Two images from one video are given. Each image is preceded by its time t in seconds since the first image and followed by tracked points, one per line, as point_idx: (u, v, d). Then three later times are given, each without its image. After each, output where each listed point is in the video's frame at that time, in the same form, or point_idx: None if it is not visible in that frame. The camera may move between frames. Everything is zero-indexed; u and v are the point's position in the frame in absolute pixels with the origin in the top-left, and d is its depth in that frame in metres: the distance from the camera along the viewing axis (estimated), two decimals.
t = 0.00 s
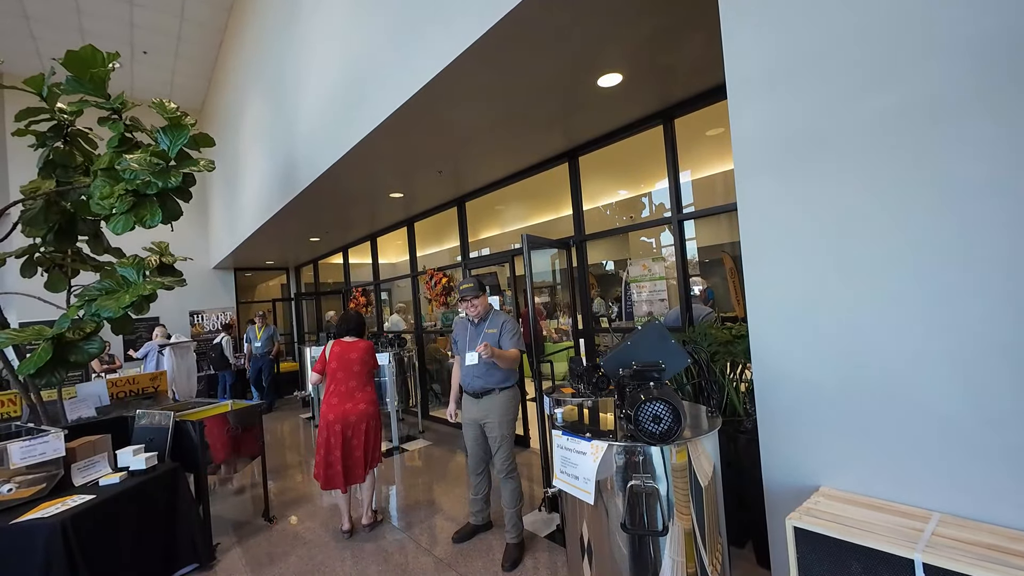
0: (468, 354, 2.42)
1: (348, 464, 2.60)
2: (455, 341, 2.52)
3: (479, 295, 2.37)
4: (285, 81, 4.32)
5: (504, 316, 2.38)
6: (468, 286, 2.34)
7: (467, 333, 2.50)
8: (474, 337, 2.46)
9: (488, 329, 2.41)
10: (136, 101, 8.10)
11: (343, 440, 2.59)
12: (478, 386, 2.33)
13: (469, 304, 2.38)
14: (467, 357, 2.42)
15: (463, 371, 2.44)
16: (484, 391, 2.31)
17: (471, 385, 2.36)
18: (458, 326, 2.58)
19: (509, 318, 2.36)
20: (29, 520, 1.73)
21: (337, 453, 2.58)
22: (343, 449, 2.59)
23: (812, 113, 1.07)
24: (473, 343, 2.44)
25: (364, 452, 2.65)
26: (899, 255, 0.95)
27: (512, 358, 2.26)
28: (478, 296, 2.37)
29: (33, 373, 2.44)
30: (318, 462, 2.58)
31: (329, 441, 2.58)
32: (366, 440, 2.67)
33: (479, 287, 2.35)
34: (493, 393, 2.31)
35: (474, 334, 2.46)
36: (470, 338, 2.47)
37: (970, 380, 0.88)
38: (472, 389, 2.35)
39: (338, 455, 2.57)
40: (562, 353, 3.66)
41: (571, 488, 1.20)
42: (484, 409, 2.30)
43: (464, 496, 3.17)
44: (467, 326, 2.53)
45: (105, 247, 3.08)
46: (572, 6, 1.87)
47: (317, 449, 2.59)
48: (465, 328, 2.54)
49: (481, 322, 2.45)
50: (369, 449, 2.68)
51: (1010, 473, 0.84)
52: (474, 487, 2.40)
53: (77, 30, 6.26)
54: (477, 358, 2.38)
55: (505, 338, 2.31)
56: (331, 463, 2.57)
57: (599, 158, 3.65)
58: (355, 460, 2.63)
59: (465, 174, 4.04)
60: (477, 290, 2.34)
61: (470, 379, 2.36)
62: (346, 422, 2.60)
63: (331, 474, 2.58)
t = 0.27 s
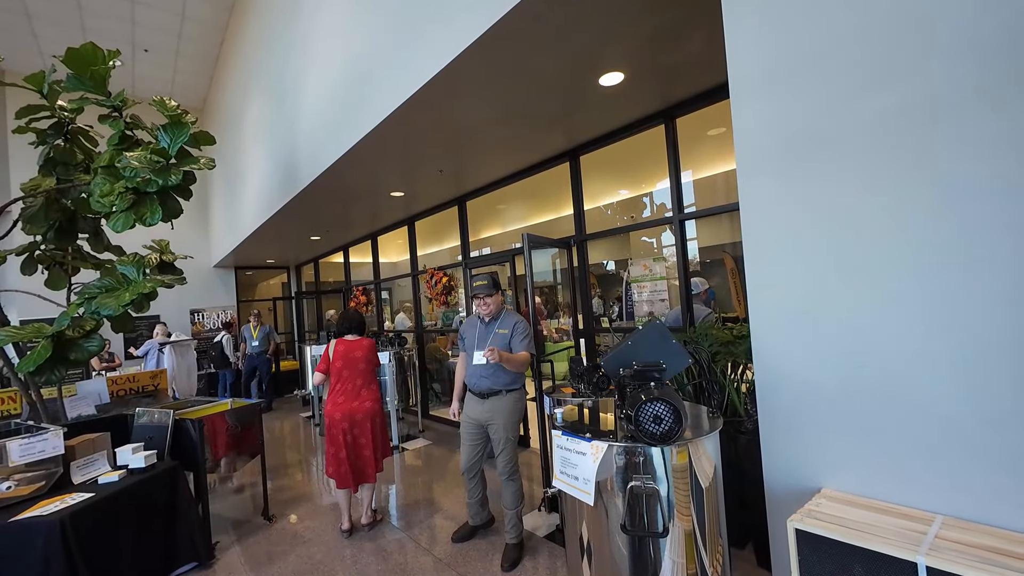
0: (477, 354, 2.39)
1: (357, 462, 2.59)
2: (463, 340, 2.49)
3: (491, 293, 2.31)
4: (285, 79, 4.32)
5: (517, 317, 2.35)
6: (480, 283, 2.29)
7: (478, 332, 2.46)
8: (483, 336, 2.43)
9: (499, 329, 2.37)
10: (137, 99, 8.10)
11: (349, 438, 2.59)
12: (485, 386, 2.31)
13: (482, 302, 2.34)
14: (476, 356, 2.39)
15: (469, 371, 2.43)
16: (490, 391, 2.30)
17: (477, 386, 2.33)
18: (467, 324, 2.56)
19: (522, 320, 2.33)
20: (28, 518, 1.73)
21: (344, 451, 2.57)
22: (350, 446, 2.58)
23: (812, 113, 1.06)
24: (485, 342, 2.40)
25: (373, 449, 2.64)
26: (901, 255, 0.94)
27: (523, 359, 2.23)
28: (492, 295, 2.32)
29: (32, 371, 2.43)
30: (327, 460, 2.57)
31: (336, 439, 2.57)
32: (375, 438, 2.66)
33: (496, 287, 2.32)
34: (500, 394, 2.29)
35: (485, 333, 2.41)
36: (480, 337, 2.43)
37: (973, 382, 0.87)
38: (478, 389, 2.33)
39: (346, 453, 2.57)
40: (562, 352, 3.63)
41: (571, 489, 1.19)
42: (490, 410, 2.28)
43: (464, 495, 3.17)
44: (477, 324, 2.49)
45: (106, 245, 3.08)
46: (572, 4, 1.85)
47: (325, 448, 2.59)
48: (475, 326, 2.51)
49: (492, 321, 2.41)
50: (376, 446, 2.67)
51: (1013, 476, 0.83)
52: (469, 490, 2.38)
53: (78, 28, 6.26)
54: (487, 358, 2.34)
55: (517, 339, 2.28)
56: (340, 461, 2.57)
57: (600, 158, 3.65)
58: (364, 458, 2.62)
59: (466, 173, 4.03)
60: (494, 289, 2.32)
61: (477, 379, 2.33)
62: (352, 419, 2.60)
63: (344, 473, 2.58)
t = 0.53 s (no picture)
0: (479, 354, 2.31)
1: (358, 462, 2.59)
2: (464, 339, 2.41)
3: (497, 293, 2.28)
4: (287, 78, 4.31)
5: (522, 318, 2.26)
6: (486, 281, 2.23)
7: (480, 332, 2.36)
8: (485, 336, 2.34)
9: (502, 329, 2.29)
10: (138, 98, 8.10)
11: (351, 438, 2.59)
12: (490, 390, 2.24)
13: (485, 300, 2.28)
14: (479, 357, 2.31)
15: (471, 371, 2.37)
16: (494, 394, 2.23)
17: (481, 389, 2.26)
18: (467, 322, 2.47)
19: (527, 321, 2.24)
20: (27, 517, 1.72)
21: (347, 450, 2.58)
22: (351, 446, 2.58)
23: (813, 113, 1.06)
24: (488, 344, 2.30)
25: (374, 449, 2.63)
26: (902, 256, 0.94)
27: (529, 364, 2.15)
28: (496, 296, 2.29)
29: (32, 369, 2.43)
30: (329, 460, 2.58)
31: (338, 439, 2.58)
32: (376, 438, 2.65)
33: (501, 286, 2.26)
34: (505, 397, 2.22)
35: (489, 334, 2.31)
36: (482, 339, 2.33)
37: (976, 384, 0.87)
38: (483, 393, 2.25)
39: (347, 453, 2.57)
40: (562, 353, 3.58)
41: (571, 490, 1.19)
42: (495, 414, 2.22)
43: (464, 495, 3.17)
44: (478, 324, 2.39)
45: (106, 244, 3.08)
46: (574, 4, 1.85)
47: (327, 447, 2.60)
48: (477, 326, 2.41)
49: (495, 321, 2.32)
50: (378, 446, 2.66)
51: (1017, 478, 0.83)
52: (470, 501, 2.20)
53: (79, 27, 6.26)
54: (491, 360, 2.25)
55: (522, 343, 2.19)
56: (342, 460, 2.57)
57: (601, 157, 3.64)
58: (365, 458, 2.61)
59: (466, 172, 4.02)
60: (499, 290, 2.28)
61: (480, 381, 2.27)
62: (353, 419, 2.59)
63: (346, 472, 2.58)
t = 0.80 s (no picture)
0: (481, 356, 2.15)
1: (356, 461, 2.60)
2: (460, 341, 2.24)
3: (493, 292, 2.16)
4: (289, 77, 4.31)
5: (522, 318, 2.22)
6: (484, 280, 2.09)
7: (479, 334, 2.22)
8: (484, 338, 2.20)
9: (501, 330, 2.18)
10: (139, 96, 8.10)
11: (350, 437, 2.59)
12: (493, 394, 2.12)
13: (484, 300, 2.15)
14: (479, 361, 2.15)
15: (468, 373, 2.23)
16: (499, 397, 2.12)
17: (484, 394, 2.12)
18: (460, 322, 2.30)
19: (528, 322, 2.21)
20: (28, 515, 1.72)
21: (346, 450, 2.58)
22: (350, 446, 2.58)
23: (817, 113, 1.06)
24: (490, 346, 2.17)
25: (374, 448, 2.64)
26: (907, 257, 0.94)
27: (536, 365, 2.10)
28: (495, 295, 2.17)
29: (33, 368, 2.43)
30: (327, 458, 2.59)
31: (338, 438, 2.59)
32: (376, 438, 2.66)
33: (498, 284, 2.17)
34: (511, 399, 2.14)
35: (490, 336, 2.18)
36: (481, 341, 2.19)
37: (980, 384, 0.86)
38: (486, 397, 2.12)
39: (346, 452, 2.58)
40: (562, 352, 3.59)
41: (573, 489, 1.19)
42: (500, 418, 2.11)
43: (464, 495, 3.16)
44: (476, 325, 2.24)
45: (107, 243, 3.09)
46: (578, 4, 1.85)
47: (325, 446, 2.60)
48: (473, 327, 2.26)
49: (493, 322, 2.22)
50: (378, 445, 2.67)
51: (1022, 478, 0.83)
52: (471, 513, 2.03)
53: (81, 25, 6.26)
54: (495, 363, 2.13)
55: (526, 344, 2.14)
56: (340, 459, 2.58)
57: (602, 157, 3.63)
58: (364, 457, 2.62)
59: (468, 171, 4.02)
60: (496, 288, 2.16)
61: (484, 385, 2.13)
62: (353, 418, 2.60)
63: (344, 471, 2.59)
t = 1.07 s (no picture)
0: (477, 358, 2.08)
1: (355, 460, 2.59)
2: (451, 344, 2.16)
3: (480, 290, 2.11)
4: (290, 77, 4.31)
5: (511, 316, 2.21)
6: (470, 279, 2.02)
7: (470, 336, 2.14)
8: (476, 339, 2.14)
9: (494, 330, 2.14)
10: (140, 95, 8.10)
11: (349, 436, 2.60)
12: (492, 398, 2.06)
13: (472, 299, 2.09)
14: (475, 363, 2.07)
15: (461, 379, 2.14)
16: (497, 399, 2.07)
17: (482, 398, 2.05)
18: (450, 326, 2.20)
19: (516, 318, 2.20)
20: (30, 513, 1.73)
21: (344, 449, 2.58)
22: (349, 445, 2.59)
23: (818, 113, 1.06)
24: (483, 346, 2.11)
25: (372, 448, 2.64)
26: (910, 257, 0.94)
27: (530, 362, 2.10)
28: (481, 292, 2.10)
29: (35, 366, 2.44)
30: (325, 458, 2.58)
31: (337, 437, 2.59)
32: (375, 437, 2.66)
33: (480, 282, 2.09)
34: (509, 401, 2.11)
35: (481, 337, 2.13)
36: (473, 343, 2.12)
37: (983, 386, 0.86)
38: (484, 402, 2.05)
39: (344, 451, 2.58)
40: (563, 352, 3.67)
41: (574, 487, 1.19)
42: (498, 423, 2.05)
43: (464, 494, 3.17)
44: (466, 327, 2.17)
45: (109, 242, 3.09)
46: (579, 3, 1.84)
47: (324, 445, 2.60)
48: (461, 331, 2.18)
49: (483, 323, 2.17)
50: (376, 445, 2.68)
51: None
52: (469, 523, 1.99)
53: (82, 24, 6.26)
54: (492, 362, 2.08)
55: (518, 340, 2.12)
56: (338, 459, 2.57)
57: (603, 157, 3.63)
58: (362, 457, 2.62)
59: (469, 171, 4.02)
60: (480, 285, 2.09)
61: (483, 387, 2.07)
62: (352, 418, 2.61)
63: (342, 471, 2.58)
